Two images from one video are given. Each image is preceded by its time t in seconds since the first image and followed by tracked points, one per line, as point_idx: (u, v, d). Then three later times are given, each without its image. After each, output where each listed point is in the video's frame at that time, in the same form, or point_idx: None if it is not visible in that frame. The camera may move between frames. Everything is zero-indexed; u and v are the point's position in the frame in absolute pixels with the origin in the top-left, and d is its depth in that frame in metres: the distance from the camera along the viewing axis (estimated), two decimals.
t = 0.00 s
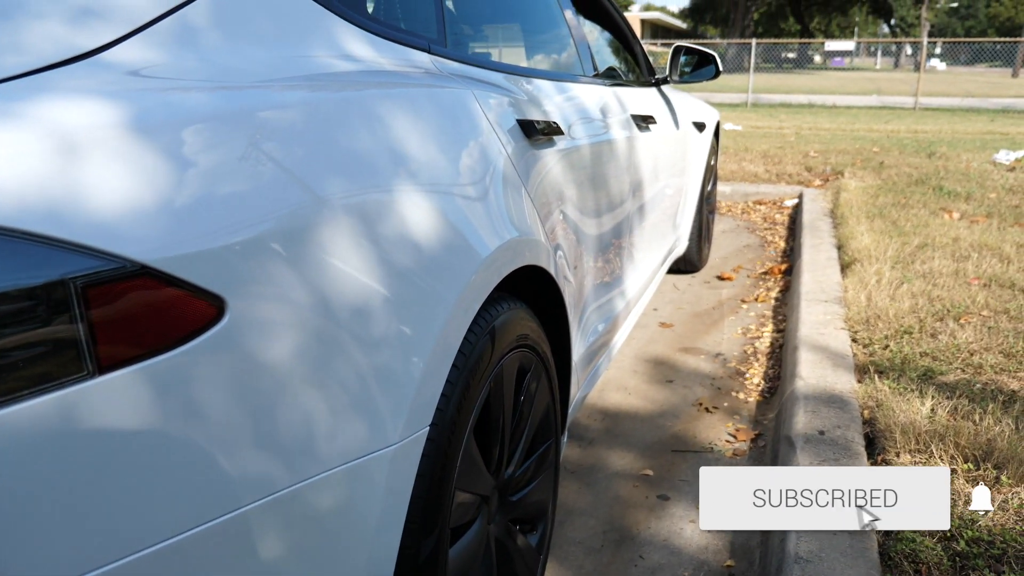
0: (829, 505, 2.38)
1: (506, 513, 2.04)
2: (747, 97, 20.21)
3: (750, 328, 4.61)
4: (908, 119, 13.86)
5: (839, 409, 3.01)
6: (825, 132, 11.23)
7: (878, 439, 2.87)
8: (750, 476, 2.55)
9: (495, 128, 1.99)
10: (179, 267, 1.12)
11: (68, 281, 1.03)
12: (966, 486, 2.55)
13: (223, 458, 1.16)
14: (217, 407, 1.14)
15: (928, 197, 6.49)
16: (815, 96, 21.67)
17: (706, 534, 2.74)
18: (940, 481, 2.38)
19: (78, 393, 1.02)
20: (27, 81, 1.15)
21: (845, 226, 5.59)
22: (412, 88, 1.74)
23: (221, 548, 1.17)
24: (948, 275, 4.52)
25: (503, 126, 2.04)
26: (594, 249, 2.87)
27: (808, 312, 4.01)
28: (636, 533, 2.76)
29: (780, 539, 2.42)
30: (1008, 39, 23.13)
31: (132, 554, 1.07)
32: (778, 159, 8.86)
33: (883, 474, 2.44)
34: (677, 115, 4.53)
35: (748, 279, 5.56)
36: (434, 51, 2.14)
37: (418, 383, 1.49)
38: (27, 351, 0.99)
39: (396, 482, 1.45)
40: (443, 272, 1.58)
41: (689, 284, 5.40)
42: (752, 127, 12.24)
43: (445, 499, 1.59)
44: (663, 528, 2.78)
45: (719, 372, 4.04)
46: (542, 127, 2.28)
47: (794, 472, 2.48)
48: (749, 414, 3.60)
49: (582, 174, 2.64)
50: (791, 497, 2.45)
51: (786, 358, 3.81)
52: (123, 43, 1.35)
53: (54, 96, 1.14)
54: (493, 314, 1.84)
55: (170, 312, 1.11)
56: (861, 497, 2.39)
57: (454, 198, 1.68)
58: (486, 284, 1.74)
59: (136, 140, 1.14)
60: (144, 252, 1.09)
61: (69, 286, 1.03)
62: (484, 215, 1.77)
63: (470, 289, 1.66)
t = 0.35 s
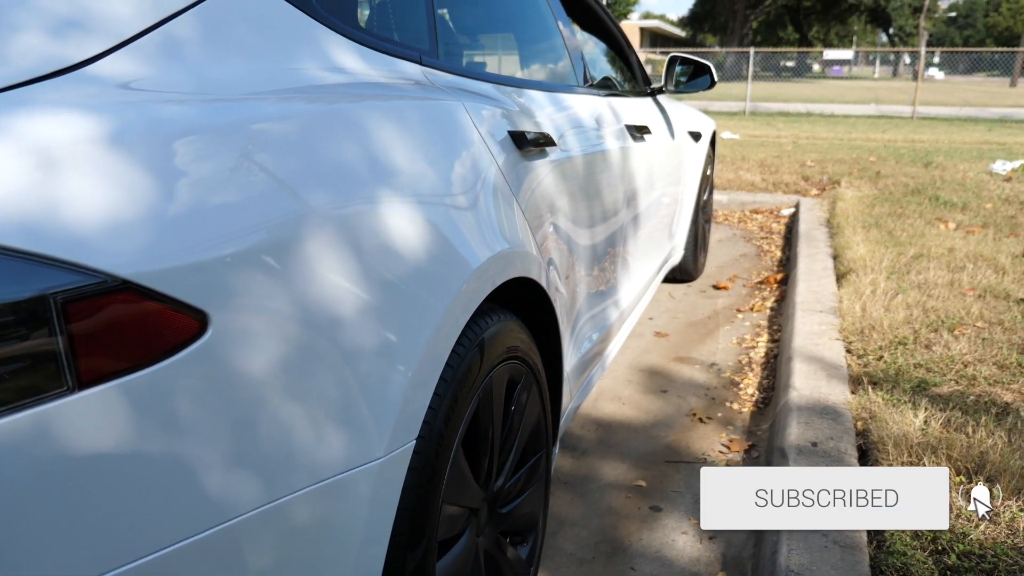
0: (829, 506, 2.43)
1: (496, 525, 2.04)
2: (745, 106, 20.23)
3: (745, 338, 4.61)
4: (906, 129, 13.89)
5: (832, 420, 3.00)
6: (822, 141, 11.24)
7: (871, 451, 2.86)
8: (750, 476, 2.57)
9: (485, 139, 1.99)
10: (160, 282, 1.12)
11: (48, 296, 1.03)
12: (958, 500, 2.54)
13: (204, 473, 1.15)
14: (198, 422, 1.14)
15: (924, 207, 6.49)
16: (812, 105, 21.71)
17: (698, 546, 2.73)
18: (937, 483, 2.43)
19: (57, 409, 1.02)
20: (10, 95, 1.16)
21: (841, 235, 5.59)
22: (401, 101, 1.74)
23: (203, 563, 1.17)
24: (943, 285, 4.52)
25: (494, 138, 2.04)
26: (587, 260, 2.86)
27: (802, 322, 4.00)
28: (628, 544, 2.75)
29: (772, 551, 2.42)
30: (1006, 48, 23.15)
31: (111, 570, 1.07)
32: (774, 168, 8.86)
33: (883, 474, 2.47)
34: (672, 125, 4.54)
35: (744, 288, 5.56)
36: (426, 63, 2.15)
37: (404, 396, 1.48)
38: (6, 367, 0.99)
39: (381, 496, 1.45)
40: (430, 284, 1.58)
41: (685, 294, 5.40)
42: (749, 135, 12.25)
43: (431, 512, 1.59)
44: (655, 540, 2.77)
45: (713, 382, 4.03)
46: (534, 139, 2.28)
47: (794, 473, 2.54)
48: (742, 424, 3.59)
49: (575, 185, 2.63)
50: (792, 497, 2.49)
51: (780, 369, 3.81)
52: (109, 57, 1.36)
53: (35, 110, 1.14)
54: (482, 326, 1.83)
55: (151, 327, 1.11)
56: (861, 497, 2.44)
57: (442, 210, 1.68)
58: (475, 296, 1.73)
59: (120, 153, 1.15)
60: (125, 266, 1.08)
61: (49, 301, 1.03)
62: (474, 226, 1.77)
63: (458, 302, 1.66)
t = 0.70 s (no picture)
0: (829, 506, 2.50)
1: (488, 535, 2.03)
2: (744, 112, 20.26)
3: (741, 346, 4.60)
4: (904, 135, 13.90)
5: (827, 429, 3.00)
6: (820, 148, 11.25)
7: (865, 460, 2.86)
8: (750, 478, 2.68)
9: (477, 149, 1.98)
10: (145, 295, 1.11)
11: (31, 310, 1.03)
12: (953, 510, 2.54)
13: (190, 485, 1.15)
14: (183, 434, 1.14)
15: (922, 214, 6.49)
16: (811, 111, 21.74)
17: (691, 555, 2.72)
18: (937, 482, 2.53)
19: (39, 423, 1.01)
20: None
21: (838, 242, 5.59)
22: (391, 112, 1.74)
23: None
24: (939, 293, 4.52)
25: (486, 147, 2.03)
26: (581, 269, 2.85)
27: (798, 330, 4.00)
28: (622, 553, 2.75)
29: (765, 560, 2.42)
30: (1005, 55, 23.16)
31: None
32: (772, 174, 8.87)
33: (881, 475, 2.56)
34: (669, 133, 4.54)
35: (740, 295, 5.55)
36: (418, 72, 2.15)
37: (393, 407, 1.48)
38: None
39: (369, 507, 1.44)
40: (421, 294, 1.57)
41: (682, 301, 5.40)
42: (748, 142, 12.27)
43: (420, 524, 1.58)
44: (648, 549, 2.76)
45: (709, 390, 4.02)
46: (527, 147, 2.27)
47: (795, 474, 2.62)
48: (737, 432, 3.59)
49: (569, 193, 2.63)
50: (792, 497, 2.57)
51: (775, 377, 3.80)
52: (98, 68, 1.36)
53: (22, 123, 1.14)
54: (473, 336, 1.83)
55: (136, 339, 1.11)
56: (861, 497, 2.51)
57: (433, 219, 1.67)
58: (466, 305, 1.73)
59: (110, 163, 1.15)
60: (108, 278, 1.08)
61: (32, 315, 1.02)
62: (464, 236, 1.76)
63: (449, 312, 1.65)
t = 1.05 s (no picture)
0: (829, 506, 2.56)
1: (481, 543, 2.02)
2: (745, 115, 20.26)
3: (739, 351, 4.59)
4: (904, 139, 13.90)
5: (824, 435, 2.99)
6: (820, 152, 11.25)
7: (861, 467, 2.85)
8: (751, 478, 2.74)
9: (471, 156, 1.98)
10: (132, 306, 1.11)
11: (17, 322, 1.02)
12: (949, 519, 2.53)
13: (177, 496, 1.14)
14: (170, 445, 1.13)
15: (921, 219, 6.49)
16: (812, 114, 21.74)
17: (687, 562, 2.72)
18: (937, 481, 2.58)
19: (23, 435, 1.01)
20: None
21: (837, 247, 5.58)
22: (384, 120, 1.74)
23: None
24: (938, 299, 4.51)
25: (480, 155, 2.03)
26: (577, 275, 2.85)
27: (796, 336, 3.99)
28: (617, 560, 2.74)
29: (760, 568, 2.41)
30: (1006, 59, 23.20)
31: None
32: (772, 178, 8.87)
33: (883, 475, 2.61)
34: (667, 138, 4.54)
35: (739, 300, 5.55)
36: (412, 79, 2.15)
37: (382, 416, 1.47)
38: None
39: (358, 517, 1.44)
40: (412, 302, 1.57)
41: (680, 305, 5.40)
42: (748, 145, 12.26)
43: (410, 533, 1.58)
44: (644, 556, 2.75)
45: (706, 396, 4.02)
46: (522, 154, 2.27)
47: (795, 474, 2.69)
48: (734, 438, 3.58)
49: (564, 200, 2.63)
50: (792, 497, 2.62)
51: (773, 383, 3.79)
52: (88, 78, 1.36)
53: (11, 134, 1.15)
54: (466, 344, 1.82)
55: (122, 350, 1.10)
56: (861, 497, 2.57)
57: (425, 228, 1.67)
58: (458, 313, 1.72)
59: (98, 174, 1.15)
60: (95, 289, 1.07)
61: (19, 327, 1.02)
62: (456, 244, 1.75)
63: (440, 321, 1.65)
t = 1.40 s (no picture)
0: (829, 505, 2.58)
1: (477, 548, 2.02)
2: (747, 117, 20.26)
3: (738, 354, 4.59)
4: (905, 141, 13.90)
5: (822, 439, 2.99)
6: (822, 154, 11.25)
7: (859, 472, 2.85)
8: (753, 477, 2.75)
9: (467, 162, 1.98)
10: (123, 314, 1.11)
11: (8, 331, 1.02)
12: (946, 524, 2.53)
13: (169, 503, 1.14)
14: (161, 452, 1.13)
15: (922, 222, 6.48)
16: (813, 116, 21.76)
17: (684, 566, 2.72)
18: (938, 481, 2.59)
19: (14, 444, 1.01)
20: None
21: (837, 250, 5.58)
22: (379, 126, 1.74)
23: None
24: (937, 302, 4.51)
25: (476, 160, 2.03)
26: (574, 279, 2.85)
27: (795, 340, 3.99)
28: (614, 564, 2.74)
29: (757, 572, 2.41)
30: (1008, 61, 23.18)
31: None
32: (772, 180, 8.87)
33: (885, 475, 2.60)
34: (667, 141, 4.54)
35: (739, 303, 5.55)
36: (409, 85, 2.15)
37: (376, 422, 1.47)
38: None
39: (350, 523, 1.44)
40: (406, 309, 1.58)
41: (680, 308, 5.40)
42: (749, 147, 12.26)
43: (404, 538, 1.58)
44: (641, 560, 2.75)
45: (705, 399, 4.01)
46: (519, 159, 2.27)
47: (794, 475, 2.71)
48: (733, 442, 3.58)
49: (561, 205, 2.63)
50: (793, 497, 2.63)
51: (772, 387, 3.79)
52: (82, 86, 1.36)
53: (5, 143, 1.15)
54: (461, 349, 1.82)
55: (112, 358, 1.10)
56: (861, 497, 2.58)
57: (419, 234, 1.67)
58: (453, 318, 1.72)
59: (91, 183, 1.15)
60: (87, 298, 1.08)
61: (9, 337, 1.02)
62: (451, 250, 1.75)
63: (435, 327, 1.65)
